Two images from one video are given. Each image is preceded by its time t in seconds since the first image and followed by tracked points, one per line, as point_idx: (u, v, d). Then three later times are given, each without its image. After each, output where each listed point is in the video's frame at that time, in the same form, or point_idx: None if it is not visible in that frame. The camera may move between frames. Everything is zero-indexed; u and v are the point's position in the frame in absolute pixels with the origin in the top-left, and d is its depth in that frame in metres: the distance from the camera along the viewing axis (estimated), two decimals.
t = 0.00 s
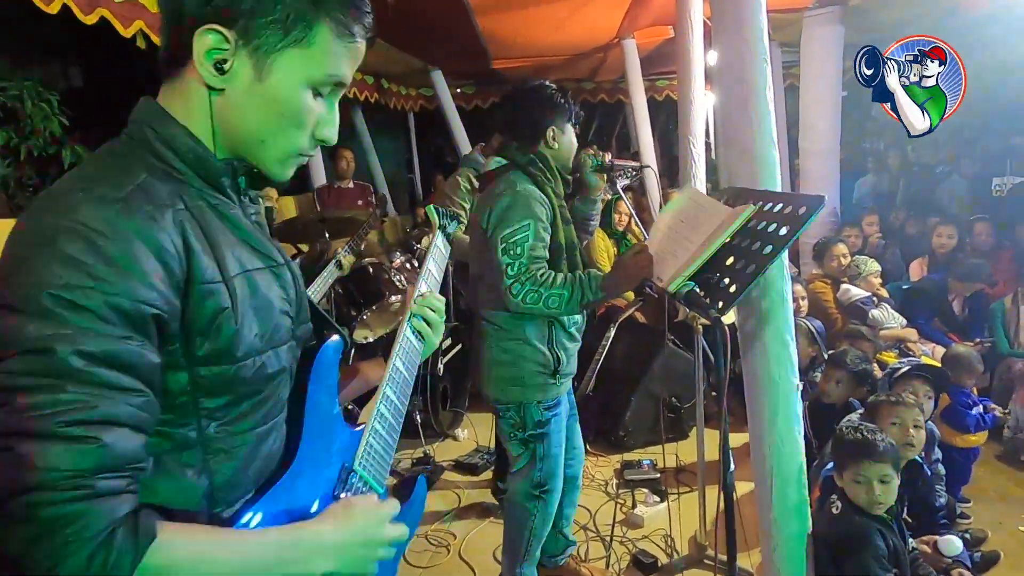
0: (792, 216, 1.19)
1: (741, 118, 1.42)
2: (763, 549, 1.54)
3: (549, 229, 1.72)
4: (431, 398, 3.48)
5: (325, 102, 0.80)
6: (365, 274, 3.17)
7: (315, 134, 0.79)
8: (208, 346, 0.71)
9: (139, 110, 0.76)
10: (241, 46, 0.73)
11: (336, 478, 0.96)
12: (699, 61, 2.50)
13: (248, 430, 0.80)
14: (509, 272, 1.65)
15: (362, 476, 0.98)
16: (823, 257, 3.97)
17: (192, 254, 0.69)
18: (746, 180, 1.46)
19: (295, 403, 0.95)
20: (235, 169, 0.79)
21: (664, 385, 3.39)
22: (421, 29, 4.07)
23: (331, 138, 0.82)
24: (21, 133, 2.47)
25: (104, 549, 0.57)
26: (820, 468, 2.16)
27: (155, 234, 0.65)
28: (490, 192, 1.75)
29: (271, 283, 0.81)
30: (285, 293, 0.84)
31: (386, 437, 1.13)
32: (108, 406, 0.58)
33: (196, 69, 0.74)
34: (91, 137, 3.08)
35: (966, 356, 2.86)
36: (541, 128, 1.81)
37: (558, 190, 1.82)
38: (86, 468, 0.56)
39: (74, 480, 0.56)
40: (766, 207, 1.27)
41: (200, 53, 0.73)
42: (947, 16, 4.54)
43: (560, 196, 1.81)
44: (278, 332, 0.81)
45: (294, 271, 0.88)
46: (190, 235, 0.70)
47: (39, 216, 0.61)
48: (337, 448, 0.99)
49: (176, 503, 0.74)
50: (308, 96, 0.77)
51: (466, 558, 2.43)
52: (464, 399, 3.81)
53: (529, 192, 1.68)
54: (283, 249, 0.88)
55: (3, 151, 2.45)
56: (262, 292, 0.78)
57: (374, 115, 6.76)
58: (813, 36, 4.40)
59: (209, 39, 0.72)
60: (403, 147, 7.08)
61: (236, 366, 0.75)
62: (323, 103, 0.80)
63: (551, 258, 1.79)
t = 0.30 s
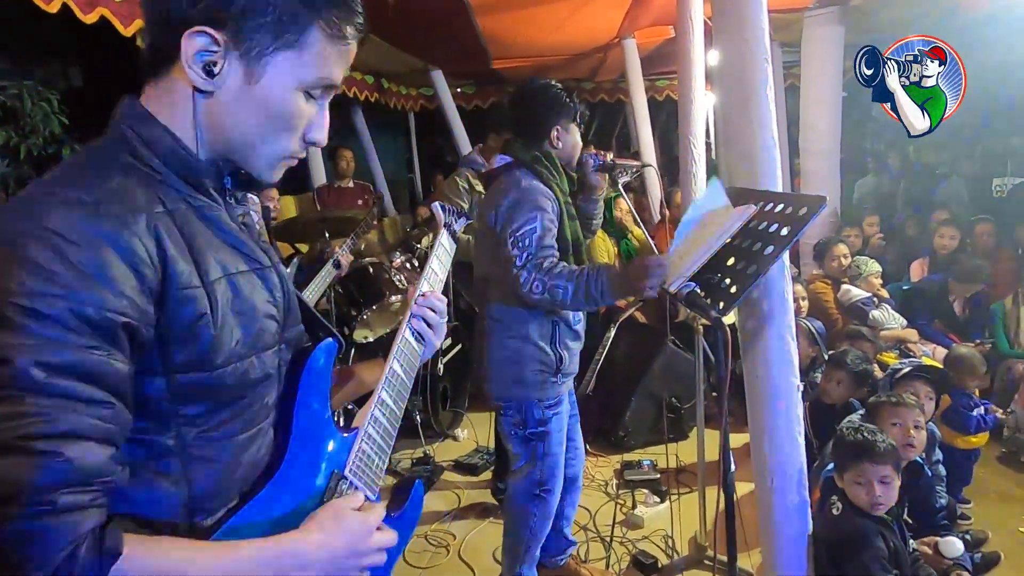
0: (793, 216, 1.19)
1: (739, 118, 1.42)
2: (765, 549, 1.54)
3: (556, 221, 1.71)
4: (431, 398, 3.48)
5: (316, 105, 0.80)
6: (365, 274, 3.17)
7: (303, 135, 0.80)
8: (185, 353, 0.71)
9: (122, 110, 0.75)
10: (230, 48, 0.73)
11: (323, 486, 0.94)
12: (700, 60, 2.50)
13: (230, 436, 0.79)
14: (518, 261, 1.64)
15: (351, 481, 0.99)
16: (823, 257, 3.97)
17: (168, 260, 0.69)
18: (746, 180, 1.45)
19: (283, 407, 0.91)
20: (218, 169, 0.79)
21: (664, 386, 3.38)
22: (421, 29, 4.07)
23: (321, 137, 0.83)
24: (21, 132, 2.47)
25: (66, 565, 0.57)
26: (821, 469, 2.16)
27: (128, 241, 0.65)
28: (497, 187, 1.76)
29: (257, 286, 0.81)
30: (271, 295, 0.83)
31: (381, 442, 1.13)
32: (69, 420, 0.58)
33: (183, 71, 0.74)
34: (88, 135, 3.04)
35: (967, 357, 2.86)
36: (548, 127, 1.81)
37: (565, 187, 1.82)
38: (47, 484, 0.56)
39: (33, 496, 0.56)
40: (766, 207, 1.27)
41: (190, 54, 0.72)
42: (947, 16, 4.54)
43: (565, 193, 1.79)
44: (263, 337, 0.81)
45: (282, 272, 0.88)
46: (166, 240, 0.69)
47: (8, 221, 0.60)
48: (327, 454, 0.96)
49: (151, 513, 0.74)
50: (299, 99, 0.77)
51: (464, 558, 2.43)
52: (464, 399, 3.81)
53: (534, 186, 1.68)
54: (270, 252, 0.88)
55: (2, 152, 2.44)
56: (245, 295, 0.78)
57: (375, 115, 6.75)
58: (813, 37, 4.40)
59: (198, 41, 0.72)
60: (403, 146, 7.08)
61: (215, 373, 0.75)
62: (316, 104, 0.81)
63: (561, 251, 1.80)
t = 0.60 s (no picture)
0: (796, 215, 1.18)
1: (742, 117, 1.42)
2: (768, 550, 1.53)
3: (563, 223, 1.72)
4: (433, 398, 3.48)
5: (321, 102, 0.82)
6: (366, 273, 3.17)
7: (308, 132, 0.82)
8: (182, 354, 0.71)
9: (119, 106, 0.75)
10: (241, 50, 0.73)
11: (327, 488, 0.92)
12: (703, 59, 2.49)
13: (228, 441, 0.79)
14: (524, 267, 1.67)
15: (354, 485, 0.97)
16: (826, 256, 3.97)
17: (164, 260, 0.69)
18: (750, 180, 1.45)
19: (284, 411, 0.91)
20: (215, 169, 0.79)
21: (667, 386, 3.38)
22: (423, 28, 4.07)
23: (320, 133, 0.84)
24: (24, 131, 2.47)
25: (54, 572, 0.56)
26: (824, 469, 2.15)
27: (124, 242, 0.64)
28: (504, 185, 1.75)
29: (257, 286, 0.81)
30: (271, 296, 0.84)
31: (384, 444, 1.13)
32: (58, 424, 0.57)
33: (187, 70, 0.73)
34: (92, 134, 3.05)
35: (971, 357, 2.85)
36: (552, 128, 1.81)
37: (572, 186, 1.82)
38: (35, 490, 0.56)
39: (25, 503, 0.56)
40: (770, 206, 1.27)
41: (201, 56, 0.71)
42: (950, 15, 4.52)
43: (571, 192, 1.81)
44: (263, 338, 0.81)
45: (281, 274, 0.88)
46: (162, 240, 0.69)
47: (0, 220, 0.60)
48: (331, 456, 0.94)
49: (149, 521, 0.72)
50: (310, 98, 0.80)
51: (467, 558, 2.43)
52: (466, 399, 3.81)
53: (544, 186, 1.68)
54: (270, 251, 0.88)
55: (5, 151, 2.44)
56: (244, 296, 0.79)
57: (378, 114, 6.75)
58: (816, 36, 4.39)
59: (212, 42, 0.71)
60: (405, 146, 7.08)
61: (213, 374, 0.75)
62: (320, 103, 0.82)
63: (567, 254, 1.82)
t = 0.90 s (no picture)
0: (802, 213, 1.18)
1: (748, 115, 1.41)
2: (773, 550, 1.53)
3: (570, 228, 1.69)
4: (436, 396, 3.48)
5: (316, 105, 0.79)
6: (371, 272, 3.15)
7: (303, 135, 0.78)
8: (187, 357, 0.71)
9: (120, 103, 0.75)
10: (229, 43, 0.72)
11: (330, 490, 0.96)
12: (706, 57, 2.49)
13: (234, 443, 0.79)
14: (533, 274, 1.63)
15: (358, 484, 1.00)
16: (830, 255, 3.96)
17: (168, 261, 0.69)
18: (752, 180, 1.45)
19: (288, 413, 0.91)
20: (218, 170, 0.78)
21: (671, 385, 3.37)
22: (426, 27, 4.06)
23: (324, 141, 0.81)
24: (28, 130, 2.47)
25: None
26: (830, 469, 2.15)
27: (126, 244, 0.64)
28: (507, 189, 1.74)
29: (261, 288, 0.81)
30: (275, 298, 0.83)
31: (389, 443, 1.11)
32: (66, 429, 0.56)
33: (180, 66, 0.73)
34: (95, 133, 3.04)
35: (976, 356, 2.83)
36: (555, 128, 1.82)
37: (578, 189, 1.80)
38: (45, 497, 0.55)
39: (34, 513, 0.55)
40: (777, 206, 1.26)
41: (187, 48, 0.72)
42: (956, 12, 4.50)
43: (578, 195, 1.78)
44: (268, 340, 0.81)
45: (285, 274, 0.88)
46: (166, 242, 0.69)
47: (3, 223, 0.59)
48: (336, 458, 0.96)
49: (155, 524, 0.73)
50: (300, 97, 0.77)
51: (471, 557, 2.43)
52: (469, 398, 3.81)
53: (551, 191, 1.65)
54: (274, 253, 0.88)
55: (10, 150, 2.44)
56: (249, 297, 0.78)
57: (381, 114, 6.76)
58: (821, 33, 4.37)
59: (195, 36, 0.71)
60: (408, 145, 7.08)
61: (219, 377, 0.75)
62: (317, 105, 0.80)
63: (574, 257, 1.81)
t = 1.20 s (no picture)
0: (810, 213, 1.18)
1: (755, 113, 1.40)
2: (778, 553, 1.52)
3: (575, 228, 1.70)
4: (441, 395, 3.49)
5: (312, 104, 0.78)
6: (375, 270, 3.08)
7: (299, 134, 0.77)
8: (177, 360, 0.71)
9: (118, 99, 0.75)
10: (216, 38, 0.72)
11: (328, 494, 0.95)
12: (712, 55, 2.48)
13: (227, 447, 0.79)
14: (544, 278, 1.63)
15: (355, 491, 1.00)
16: (836, 255, 3.94)
17: (158, 263, 0.69)
18: (760, 178, 1.44)
19: (286, 415, 0.90)
20: (212, 168, 0.78)
21: (676, 384, 3.37)
22: (431, 26, 4.06)
23: (324, 139, 0.81)
24: (35, 128, 2.47)
25: None
26: (836, 469, 2.14)
27: (115, 246, 0.64)
28: (508, 193, 1.73)
29: (257, 290, 0.81)
30: (273, 300, 0.84)
31: (387, 447, 1.13)
32: (52, 432, 0.57)
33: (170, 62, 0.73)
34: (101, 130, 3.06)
35: (983, 356, 2.82)
36: (559, 128, 1.81)
37: (581, 190, 1.80)
38: (30, 500, 0.56)
39: (21, 517, 0.56)
40: (782, 205, 1.27)
41: (175, 42, 0.71)
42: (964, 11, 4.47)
43: (581, 196, 1.79)
44: (264, 344, 0.81)
45: (284, 275, 0.88)
46: (157, 244, 0.69)
47: None
48: (330, 462, 0.96)
49: (142, 529, 0.74)
50: (291, 95, 0.76)
51: (474, 556, 2.43)
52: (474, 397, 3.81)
53: (553, 194, 1.66)
54: (273, 255, 0.88)
55: (16, 148, 2.44)
56: (244, 299, 0.79)
57: (387, 112, 6.76)
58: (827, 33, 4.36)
59: (183, 30, 0.71)
60: (414, 144, 7.09)
61: (211, 381, 0.75)
62: (314, 101, 0.79)
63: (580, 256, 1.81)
